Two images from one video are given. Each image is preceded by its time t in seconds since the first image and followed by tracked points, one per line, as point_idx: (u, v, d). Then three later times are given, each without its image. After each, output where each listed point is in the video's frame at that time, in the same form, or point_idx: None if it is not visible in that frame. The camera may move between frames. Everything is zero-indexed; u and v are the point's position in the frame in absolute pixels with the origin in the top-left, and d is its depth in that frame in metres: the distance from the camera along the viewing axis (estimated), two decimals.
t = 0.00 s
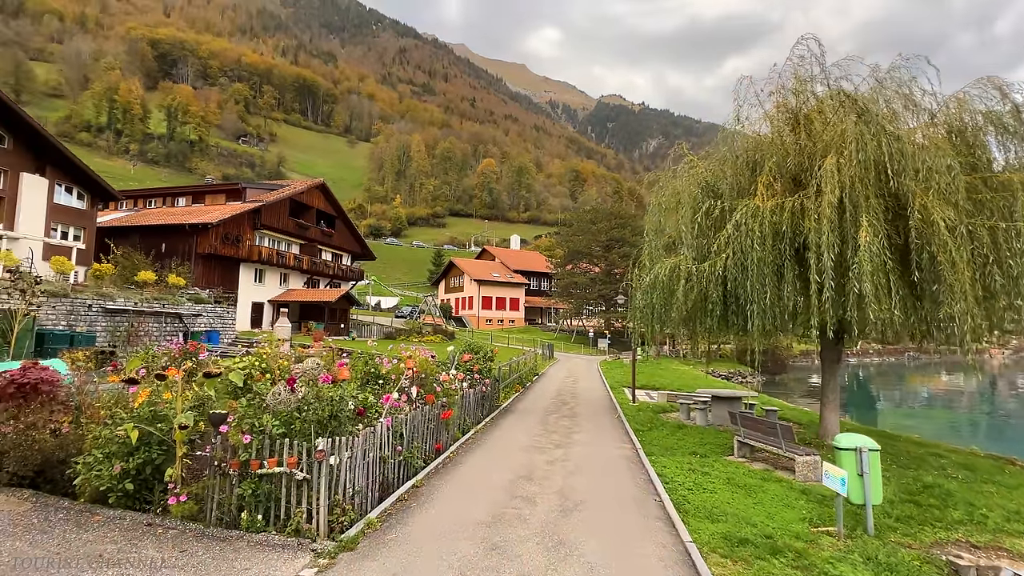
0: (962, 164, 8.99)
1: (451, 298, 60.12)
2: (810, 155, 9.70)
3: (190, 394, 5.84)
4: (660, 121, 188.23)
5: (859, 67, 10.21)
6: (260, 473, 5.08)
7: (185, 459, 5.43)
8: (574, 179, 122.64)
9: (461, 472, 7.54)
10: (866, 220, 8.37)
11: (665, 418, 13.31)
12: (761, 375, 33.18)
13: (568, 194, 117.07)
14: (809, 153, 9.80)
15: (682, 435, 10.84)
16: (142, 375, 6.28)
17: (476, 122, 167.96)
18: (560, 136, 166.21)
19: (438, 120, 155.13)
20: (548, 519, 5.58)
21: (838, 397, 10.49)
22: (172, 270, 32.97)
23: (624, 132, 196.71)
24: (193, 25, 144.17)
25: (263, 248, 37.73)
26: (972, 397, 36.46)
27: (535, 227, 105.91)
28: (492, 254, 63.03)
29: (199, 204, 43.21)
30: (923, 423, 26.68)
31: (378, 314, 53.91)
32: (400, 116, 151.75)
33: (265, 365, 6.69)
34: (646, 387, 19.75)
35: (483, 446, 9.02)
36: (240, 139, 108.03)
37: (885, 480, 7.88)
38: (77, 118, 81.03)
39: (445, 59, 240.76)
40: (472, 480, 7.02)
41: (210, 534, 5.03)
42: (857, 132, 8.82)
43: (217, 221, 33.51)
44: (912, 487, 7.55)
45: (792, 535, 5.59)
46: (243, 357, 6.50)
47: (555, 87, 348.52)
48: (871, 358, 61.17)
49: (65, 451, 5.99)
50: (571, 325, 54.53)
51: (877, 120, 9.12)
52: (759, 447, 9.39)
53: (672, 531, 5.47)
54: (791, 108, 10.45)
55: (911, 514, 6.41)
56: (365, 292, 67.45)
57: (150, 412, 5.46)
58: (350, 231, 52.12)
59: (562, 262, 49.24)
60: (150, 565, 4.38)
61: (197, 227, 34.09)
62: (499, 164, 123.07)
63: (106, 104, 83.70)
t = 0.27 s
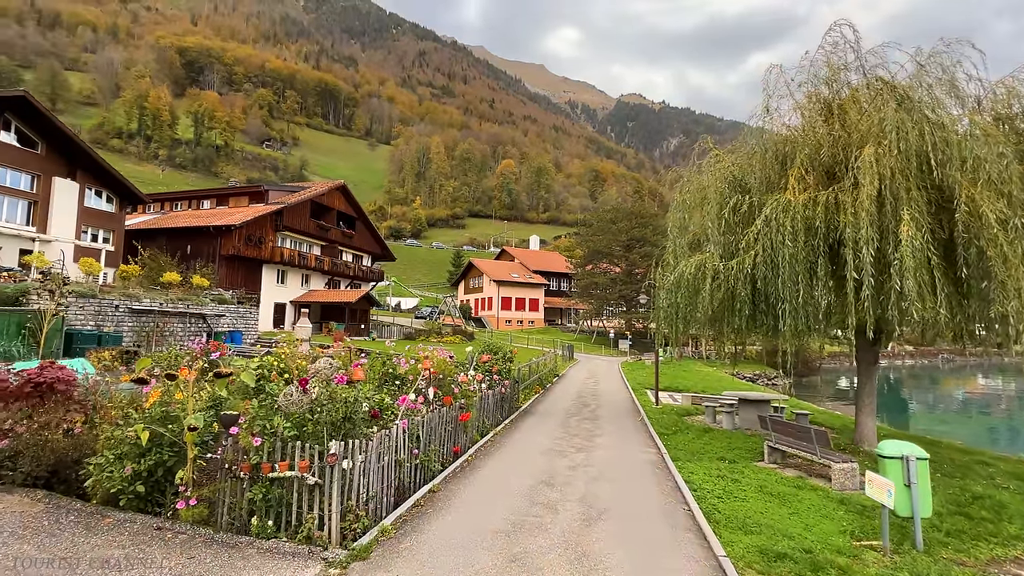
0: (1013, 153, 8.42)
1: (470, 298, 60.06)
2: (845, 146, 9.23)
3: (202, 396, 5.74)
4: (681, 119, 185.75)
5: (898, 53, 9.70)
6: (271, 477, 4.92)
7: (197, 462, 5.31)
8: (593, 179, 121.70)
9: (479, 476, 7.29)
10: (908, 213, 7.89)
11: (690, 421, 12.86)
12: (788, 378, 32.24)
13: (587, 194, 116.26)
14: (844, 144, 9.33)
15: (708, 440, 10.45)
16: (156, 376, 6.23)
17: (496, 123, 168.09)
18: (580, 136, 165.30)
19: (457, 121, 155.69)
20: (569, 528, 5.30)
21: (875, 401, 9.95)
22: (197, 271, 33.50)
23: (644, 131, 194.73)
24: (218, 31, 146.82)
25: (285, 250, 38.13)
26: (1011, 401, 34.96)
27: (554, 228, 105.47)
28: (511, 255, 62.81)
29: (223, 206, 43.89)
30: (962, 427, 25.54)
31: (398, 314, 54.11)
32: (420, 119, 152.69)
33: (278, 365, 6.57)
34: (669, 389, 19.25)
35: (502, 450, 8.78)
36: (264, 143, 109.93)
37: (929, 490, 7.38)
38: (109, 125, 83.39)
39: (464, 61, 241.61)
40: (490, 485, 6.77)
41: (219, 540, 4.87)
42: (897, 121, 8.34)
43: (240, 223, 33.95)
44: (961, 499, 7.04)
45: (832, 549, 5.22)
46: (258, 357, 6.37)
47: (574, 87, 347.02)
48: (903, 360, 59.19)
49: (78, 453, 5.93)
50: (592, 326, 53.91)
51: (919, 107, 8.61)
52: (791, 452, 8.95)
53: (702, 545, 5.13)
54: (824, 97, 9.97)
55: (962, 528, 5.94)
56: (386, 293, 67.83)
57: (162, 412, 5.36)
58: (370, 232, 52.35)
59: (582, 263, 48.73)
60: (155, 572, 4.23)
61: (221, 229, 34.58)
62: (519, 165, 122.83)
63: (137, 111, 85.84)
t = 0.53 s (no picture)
0: None
1: (490, 299, 59.90)
2: (883, 136, 8.73)
3: (212, 398, 5.62)
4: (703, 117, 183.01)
5: (939, 37, 9.17)
6: (279, 482, 4.74)
7: (206, 465, 5.16)
8: (614, 179, 120.54)
9: (497, 481, 7.04)
10: (954, 206, 7.39)
11: (717, 425, 12.39)
12: (818, 380, 31.26)
13: (608, 194, 115.24)
14: (882, 134, 8.83)
15: (737, 445, 10.01)
16: (168, 377, 6.15)
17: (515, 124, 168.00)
18: (600, 136, 164.17)
19: (477, 123, 156.06)
20: (591, 540, 5.00)
21: (916, 406, 9.40)
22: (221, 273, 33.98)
23: (666, 130, 192.43)
24: (243, 38, 149.41)
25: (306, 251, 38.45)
26: None
27: (574, 228, 104.85)
28: (531, 255, 62.47)
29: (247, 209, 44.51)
30: (1004, 433, 24.34)
31: (418, 315, 54.27)
32: (440, 120, 153.46)
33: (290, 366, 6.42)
34: (693, 391, 18.72)
35: (521, 454, 8.51)
36: (288, 147, 111.72)
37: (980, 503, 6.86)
38: (140, 132, 85.67)
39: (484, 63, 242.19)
40: (509, 492, 6.51)
41: (226, 548, 4.70)
42: (941, 108, 7.83)
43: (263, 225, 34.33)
44: (1016, 513, 6.52)
45: (877, 567, 4.81)
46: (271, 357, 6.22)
47: (594, 87, 345.02)
48: (937, 363, 57.10)
49: (90, 454, 5.85)
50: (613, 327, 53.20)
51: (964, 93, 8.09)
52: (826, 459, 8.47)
53: (735, 560, 4.78)
54: (860, 86, 9.47)
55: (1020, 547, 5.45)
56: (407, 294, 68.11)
57: (172, 413, 5.26)
58: (391, 233, 52.51)
59: (603, 263, 48.13)
60: None
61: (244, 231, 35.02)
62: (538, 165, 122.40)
63: (166, 117, 87.82)
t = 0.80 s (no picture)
0: None
1: (510, 300, 59.72)
2: (927, 126, 8.21)
3: (226, 400, 5.50)
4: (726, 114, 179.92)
5: (987, 21, 8.61)
6: (293, 487, 4.58)
7: (219, 469, 5.04)
8: (635, 178, 119.28)
9: (518, 487, 6.80)
10: (1007, 200, 6.89)
11: (745, 429, 11.94)
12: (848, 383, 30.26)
13: (629, 193, 114.17)
14: (925, 124, 8.31)
15: (768, 451, 9.58)
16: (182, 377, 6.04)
17: (535, 124, 167.75)
18: (621, 135, 162.77)
19: (497, 124, 156.24)
20: (617, 555, 4.70)
21: (962, 412, 8.87)
22: (245, 274, 34.43)
23: (688, 128, 190.00)
24: (268, 44, 151.86)
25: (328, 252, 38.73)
26: None
27: (595, 228, 104.15)
28: (552, 255, 62.09)
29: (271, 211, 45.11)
30: None
31: (439, 316, 54.42)
32: (460, 122, 154.07)
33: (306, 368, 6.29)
34: (720, 394, 18.18)
35: (543, 459, 8.25)
36: (312, 151, 113.46)
37: None
38: (171, 138, 87.90)
39: (504, 64, 242.41)
40: (529, 500, 6.26)
41: (237, 558, 4.55)
42: (992, 94, 7.31)
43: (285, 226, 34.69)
44: None
45: None
46: (286, 359, 6.09)
47: (615, 86, 342.83)
48: (974, 365, 54.91)
49: (106, 456, 5.80)
50: (635, 327, 52.50)
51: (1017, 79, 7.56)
52: (866, 468, 7.98)
53: None
54: (900, 73, 8.94)
55: None
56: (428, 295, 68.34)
57: (185, 416, 5.17)
58: (412, 234, 52.65)
59: (624, 263, 47.49)
60: None
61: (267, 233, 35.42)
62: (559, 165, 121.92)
63: (195, 123, 89.67)
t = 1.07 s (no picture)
0: None
1: (532, 301, 59.43)
2: (978, 113, 7.72)
3: (245, 400, 5.39)
4: (751, 111, 176.56)
5: None
6: (311, 492, 4.41)
7: (237, 471, 4.91)
8: (658, 177, 117.87)
9: (544, 492, 6.56)
10: None
11: (779, 433, 11.47)
12: (883, 386, 29.19)
13: (652, 192, 112.91)
14: (976, 110, 7.82)
15: (805, 456, 9.15)
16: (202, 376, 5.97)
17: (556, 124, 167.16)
18: (642, 134, 161.12)
19: (517, 125, 156.14)
20: (650, 567, 4.42)
21: (1016, 417, 8.32)
22: (271, 275, 34.87)
23: (711, 125, 187.05)
24: (292, 50, 154.07)
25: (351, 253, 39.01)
26: None
27: (617, 228, 103.23)
28: (574, 256, 61.61)
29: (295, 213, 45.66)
30: None
31: (461, 316, 54.44)
32: (481, 123, 154.40)
33: (326, 367, 6.15)
34: (749, 396, 17.62)
35: (569, 462, 7.99)
36: (335, 154, 114.96)
37: None
38: (199, 144, 89.95)
39: (524, 65, 242.30)
40: (556, 506, 6.02)
41: (256, 564, 4.40)
42: None
43: (309, 228, 35.03)
44: None
45: None
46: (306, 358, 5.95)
47: (637, 84, 339.80)
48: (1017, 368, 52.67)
49: (127, 455, 5.75)
50: (659, 328, 51.66)
51: None
52: (913, 476, 7.52)
53: None
54: (947, 58, 8.43)
55: None
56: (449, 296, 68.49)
57: (205, 416, 5.07)
58: (433, 235, 52.76)
59: (647, 263, 46.80)
60: None
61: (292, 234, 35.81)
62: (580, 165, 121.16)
63: (222, 128, 91.43)
